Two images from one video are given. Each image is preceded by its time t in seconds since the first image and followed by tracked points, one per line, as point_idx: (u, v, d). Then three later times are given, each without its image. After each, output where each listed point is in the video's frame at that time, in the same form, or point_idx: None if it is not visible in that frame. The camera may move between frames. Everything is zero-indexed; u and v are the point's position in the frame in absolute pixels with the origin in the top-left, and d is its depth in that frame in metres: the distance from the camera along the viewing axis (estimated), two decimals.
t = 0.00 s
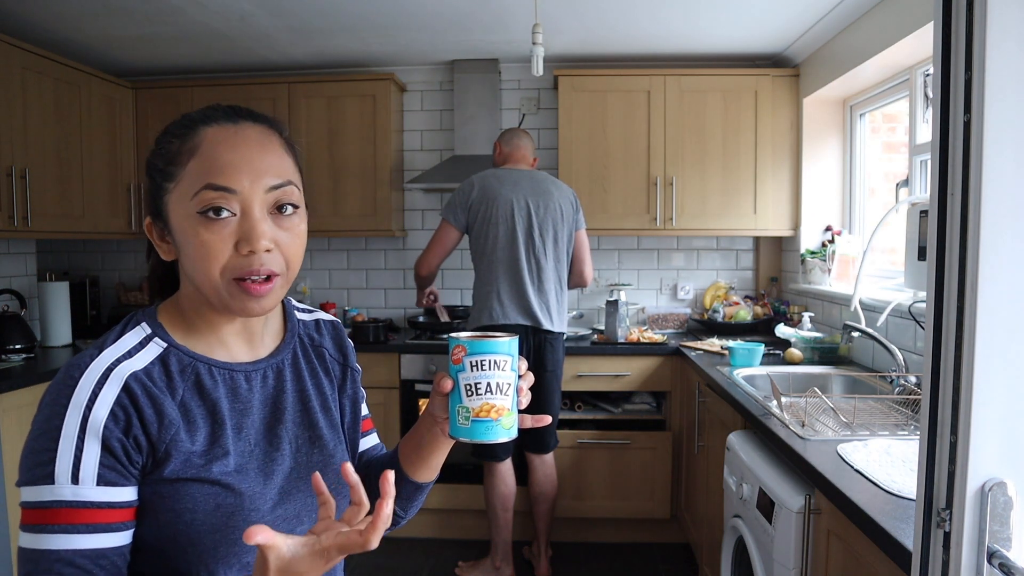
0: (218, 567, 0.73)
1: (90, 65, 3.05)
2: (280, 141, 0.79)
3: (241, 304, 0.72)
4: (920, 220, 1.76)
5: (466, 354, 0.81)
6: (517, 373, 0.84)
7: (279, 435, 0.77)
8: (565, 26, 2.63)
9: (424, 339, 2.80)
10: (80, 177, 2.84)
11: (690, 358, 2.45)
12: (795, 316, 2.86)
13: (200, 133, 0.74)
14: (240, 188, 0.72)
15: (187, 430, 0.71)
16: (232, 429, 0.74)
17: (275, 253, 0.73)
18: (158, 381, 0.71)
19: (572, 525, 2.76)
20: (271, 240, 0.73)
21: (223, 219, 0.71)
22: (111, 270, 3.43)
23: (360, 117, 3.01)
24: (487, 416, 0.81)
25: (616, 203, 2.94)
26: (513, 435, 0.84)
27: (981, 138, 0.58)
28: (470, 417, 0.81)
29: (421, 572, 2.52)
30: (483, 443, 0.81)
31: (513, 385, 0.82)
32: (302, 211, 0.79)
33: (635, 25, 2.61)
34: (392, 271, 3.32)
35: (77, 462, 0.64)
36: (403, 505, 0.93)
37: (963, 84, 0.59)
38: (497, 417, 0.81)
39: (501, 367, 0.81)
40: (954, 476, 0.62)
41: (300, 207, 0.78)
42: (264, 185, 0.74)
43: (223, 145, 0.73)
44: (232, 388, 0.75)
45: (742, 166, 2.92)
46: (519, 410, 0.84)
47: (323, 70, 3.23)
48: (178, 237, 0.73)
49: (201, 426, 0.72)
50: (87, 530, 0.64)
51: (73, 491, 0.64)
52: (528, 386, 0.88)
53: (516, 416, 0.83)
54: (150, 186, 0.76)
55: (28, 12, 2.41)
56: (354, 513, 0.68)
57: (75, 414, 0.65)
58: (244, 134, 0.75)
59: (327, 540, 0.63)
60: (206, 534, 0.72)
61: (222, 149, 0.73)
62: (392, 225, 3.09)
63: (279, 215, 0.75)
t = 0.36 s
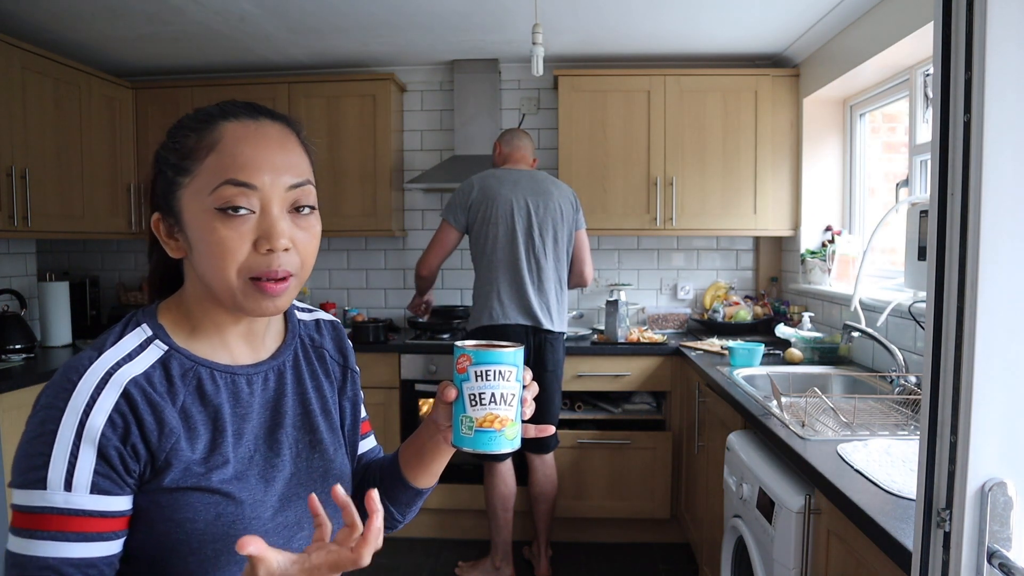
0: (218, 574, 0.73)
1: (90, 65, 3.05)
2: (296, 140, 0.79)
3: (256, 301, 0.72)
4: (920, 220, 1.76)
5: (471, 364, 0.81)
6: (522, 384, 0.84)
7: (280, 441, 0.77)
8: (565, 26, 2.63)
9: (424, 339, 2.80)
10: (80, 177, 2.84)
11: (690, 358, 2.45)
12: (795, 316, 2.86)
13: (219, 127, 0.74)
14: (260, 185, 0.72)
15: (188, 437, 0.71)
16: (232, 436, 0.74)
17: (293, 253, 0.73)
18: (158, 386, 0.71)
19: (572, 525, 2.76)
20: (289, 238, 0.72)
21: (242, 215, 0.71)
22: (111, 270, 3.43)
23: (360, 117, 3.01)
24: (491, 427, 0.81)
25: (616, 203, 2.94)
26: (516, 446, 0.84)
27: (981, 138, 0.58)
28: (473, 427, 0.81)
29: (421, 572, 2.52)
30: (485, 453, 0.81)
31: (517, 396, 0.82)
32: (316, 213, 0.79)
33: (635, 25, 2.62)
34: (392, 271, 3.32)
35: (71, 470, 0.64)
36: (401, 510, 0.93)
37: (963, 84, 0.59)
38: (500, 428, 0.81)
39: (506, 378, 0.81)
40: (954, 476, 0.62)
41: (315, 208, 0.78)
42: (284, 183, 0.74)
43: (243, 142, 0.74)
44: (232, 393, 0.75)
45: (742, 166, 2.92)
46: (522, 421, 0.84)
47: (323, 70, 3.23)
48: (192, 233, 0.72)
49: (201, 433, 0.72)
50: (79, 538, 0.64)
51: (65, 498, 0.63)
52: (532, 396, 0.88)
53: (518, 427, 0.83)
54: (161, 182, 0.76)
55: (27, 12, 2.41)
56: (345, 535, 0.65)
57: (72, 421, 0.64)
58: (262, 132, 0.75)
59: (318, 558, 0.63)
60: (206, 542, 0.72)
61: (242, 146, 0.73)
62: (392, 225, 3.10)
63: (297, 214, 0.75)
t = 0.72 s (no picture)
0: (268, 560, 0.72)
1: (90, 65, 3.06)
2: (352, 150, 0.80)
3: (324, 303, 0.73)
4: (920, 220, 1.76)
5: (514, 362, 0.80)
6: (566, 383, 0.83)
7: (330, 430, 0.77)
8: (565, 26, 2.63)
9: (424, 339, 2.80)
10: (81, 177, 2.84)
11: (690, 358, 2.45)
12: (795, 316, 2.86)
13: (284, 138, 0.75)
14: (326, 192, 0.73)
15: (240, 426, 0.73)
16: (282, 425, 0.75)
17: (355, 256, 0.74)
18: (213, 379, 0.73)
19: (572, 525, 2.76)
20: (354, 242, 0.74)
21: (310, 221, 0.72)
22: (110, 270, 3.43)
23: (360, 117, 3.01)
24: (533, 425, 0.80)
25: (616, 202, 2.94)
26: (562, 444, 0.82)
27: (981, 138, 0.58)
28: (517, 425, 0.81)
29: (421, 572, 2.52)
30: (531, 452, 0.80)
31: (560, 395, 0.81)
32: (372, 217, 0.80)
33: (635, 25, 2.61)
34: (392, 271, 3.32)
35: (136, 456, 0.67)
36: (459, 501, 0.93)
37: (963, 84, 0.59)
38: (544, 426, 0.80)
39: (549, 376, 0.80)
40: (954, 476, 0.62)
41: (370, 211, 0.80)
42: (347, 189, 0.75)
43: (307, 151, 0.74)
44: (285, 385, 0.77)
45: (742, 166, 2.92)
46: (566, 420, 0.83)
47: (323, 70, 3.23)
48: (259, 238, 0.73)
49: (253, 423, 0.73)
50: (147, 520, 0.68)
51: (133, 483, 0.67)
52: (578, 394, 0.87)
53: (563, 425, 0.82)
54: (220, 188, 0.76)
55: (28, 12, 2.41)
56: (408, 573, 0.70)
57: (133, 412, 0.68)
58: (325, 143, 0.76)
59: None
60: (258, 527, 0.72)
61: (307, 154, 0.74)
62: (392, 225, 3.10)
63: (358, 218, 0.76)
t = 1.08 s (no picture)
0: (302, 550, 0.73)
1: (90, 65, 3.06)
2: (386, 154, 0.83)
3: (360, 296, 0.75)
4: (920, 220, 1.76)
5: (552, 375, 0.81)
6: (603, 399, 0.83)
7: (362, 426, 0.78)
8: (565, 26, 2.63)
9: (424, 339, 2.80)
10: (81, 177, 2.84)
11: (690, 358, 2.45)
12: (795, 316, 2.86)
13: (323, 142, 0.78)
14: (364, 192, 0.76)
15: (274, 421, 0.73)
16: (316, 421, 0.75)
17: (392, 251, 0.77)
18: (249, 378, 0.74)
19: (572, 525, 2.76)
20: (390, 239, 0.76)
21: (348, 217, 0.75)
22: (110, 270, 3.44)
23: (360, 117, 3.01)
24: (566, 437, 0.81)
25: (616, 202, 2.94)
26: (596, 458, 0.83)
27: (981, 137, 0.58)
28: (551, 436, 0.82)
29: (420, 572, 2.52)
30: (564, 463, 0.81)
31: (596, 411, 0.81)
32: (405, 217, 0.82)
33: (634, 25, 2.61)
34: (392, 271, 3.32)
35: (175, 448, 0.68)
36: (502, 499, 0.93)
37: (963, 84, 0.59)
38: (577, 439, 0.81)
39: (586, 392, 0.80)
40: (953, 476, 0.62)
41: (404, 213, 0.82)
42: (384, 190, 0.77)
43: (346, 153, 0.77)
44: (319, 383, 0.78)
45: (742, 166, 2.92)
46: (601, 434, 0.83)
47: (323, 70, 3.23)
48: (300, 236, 0.76)
49: (287, 417, 0.74)
50: (183, 509, 0.67)
51: (172, 473, 0.67)
52: (617, 409, 0.87)
53: (598, 439, 0.82)
54: (261, 190, 0.79)
55: (28, 12, 2.41)
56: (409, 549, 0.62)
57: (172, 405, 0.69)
58: (360, 145, 0.79)
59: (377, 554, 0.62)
60: (292, 519, 0.72)
61: (346, 156, 0.77)
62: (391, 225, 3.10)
63: (392, 218, 0.78)
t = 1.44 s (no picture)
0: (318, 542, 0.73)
1: (90, 65, 3.06)
2: (395, 149, 0.82)
3: (363, 292, 0.75)
4: (920, 220, 1.75)
5: (539, 412, 0.81)
6: (593, 433, 0.82)
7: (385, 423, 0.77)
8: (565, 26, 2.63)
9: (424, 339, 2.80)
10: (81, 177, 2.84)
11: (690, 358, 2.45)
12: (795, 316, 2.86)
13: (326, 142, 0.78)
14: (363, 187, 0.75)
15: (298, 412, 0.74)
16: (339, 417, 0.75)
17: (395, 247, 0.75)
18: (275, 369, 0.75)
19: (572, 525, 2.76)
20: (391, 233, 0.75)
21: (347, 215, 0.75)
22: (111, 270, 3.44)
23: (360, 117, 3.01)
24: (555, 473, 0.81)
25: (615, 202, 2.94)
26: (589, 490, 0.83)
27: (981, 137, 0.58)
28: (542, 471, 0.82)
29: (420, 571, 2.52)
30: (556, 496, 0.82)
31: (585, 446, 0.81)
32: (415, 211, 0.81)
33: (634, 25, 2.61)
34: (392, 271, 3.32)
35: (211, 431, 0.68)
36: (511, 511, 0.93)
37: (963, 84, 0.59)
38: (567, 475, 0.81)
39: (572, 429, 0.80)
40: (953, 476, 0.62)
41: (414, 206, 0.81)
42: (384, 185, 0.77)
43: (346, 150, 0.77)
44: (343, 379, 0.78)
45: (742, 167, 2.92)
46: (594, 467, 0.83)
47: (324, 70, 3.23)
48: (306, 236, 0.76)
49: (311, 409, 0.75)
50: (225, 489, 0.67)
51: (210, 455, 0.68)
52: (611, 441, 0.86)
53: (589, 473, 0.82)
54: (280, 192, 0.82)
55: (28, 12, 2.41)
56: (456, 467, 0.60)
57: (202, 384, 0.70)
58: (364, 141, 0.78)
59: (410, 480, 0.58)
60: (308, 510, 0.73)
61: (346, 153, 0.77)
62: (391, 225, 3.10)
63: (397, 213, 0.78)
